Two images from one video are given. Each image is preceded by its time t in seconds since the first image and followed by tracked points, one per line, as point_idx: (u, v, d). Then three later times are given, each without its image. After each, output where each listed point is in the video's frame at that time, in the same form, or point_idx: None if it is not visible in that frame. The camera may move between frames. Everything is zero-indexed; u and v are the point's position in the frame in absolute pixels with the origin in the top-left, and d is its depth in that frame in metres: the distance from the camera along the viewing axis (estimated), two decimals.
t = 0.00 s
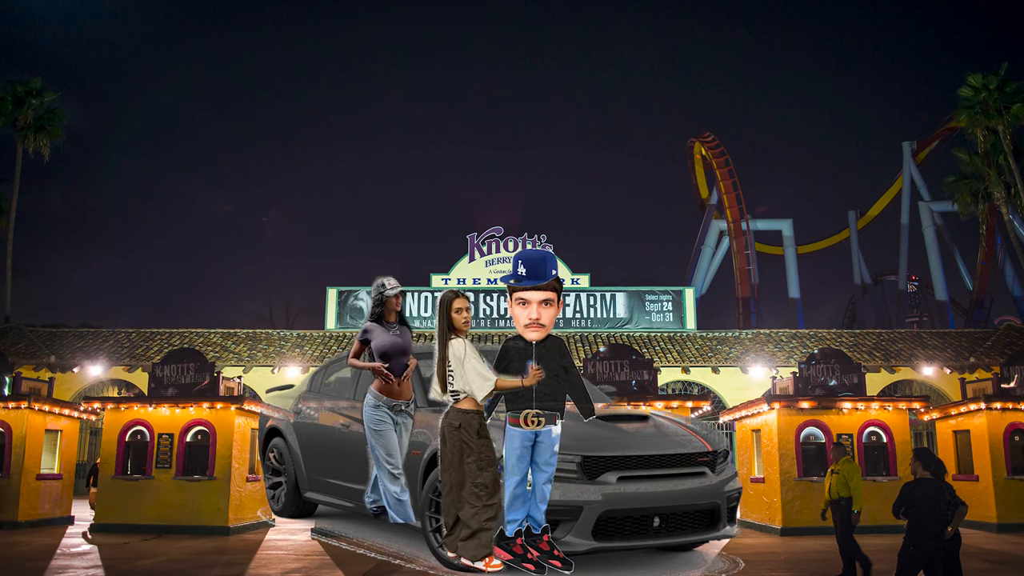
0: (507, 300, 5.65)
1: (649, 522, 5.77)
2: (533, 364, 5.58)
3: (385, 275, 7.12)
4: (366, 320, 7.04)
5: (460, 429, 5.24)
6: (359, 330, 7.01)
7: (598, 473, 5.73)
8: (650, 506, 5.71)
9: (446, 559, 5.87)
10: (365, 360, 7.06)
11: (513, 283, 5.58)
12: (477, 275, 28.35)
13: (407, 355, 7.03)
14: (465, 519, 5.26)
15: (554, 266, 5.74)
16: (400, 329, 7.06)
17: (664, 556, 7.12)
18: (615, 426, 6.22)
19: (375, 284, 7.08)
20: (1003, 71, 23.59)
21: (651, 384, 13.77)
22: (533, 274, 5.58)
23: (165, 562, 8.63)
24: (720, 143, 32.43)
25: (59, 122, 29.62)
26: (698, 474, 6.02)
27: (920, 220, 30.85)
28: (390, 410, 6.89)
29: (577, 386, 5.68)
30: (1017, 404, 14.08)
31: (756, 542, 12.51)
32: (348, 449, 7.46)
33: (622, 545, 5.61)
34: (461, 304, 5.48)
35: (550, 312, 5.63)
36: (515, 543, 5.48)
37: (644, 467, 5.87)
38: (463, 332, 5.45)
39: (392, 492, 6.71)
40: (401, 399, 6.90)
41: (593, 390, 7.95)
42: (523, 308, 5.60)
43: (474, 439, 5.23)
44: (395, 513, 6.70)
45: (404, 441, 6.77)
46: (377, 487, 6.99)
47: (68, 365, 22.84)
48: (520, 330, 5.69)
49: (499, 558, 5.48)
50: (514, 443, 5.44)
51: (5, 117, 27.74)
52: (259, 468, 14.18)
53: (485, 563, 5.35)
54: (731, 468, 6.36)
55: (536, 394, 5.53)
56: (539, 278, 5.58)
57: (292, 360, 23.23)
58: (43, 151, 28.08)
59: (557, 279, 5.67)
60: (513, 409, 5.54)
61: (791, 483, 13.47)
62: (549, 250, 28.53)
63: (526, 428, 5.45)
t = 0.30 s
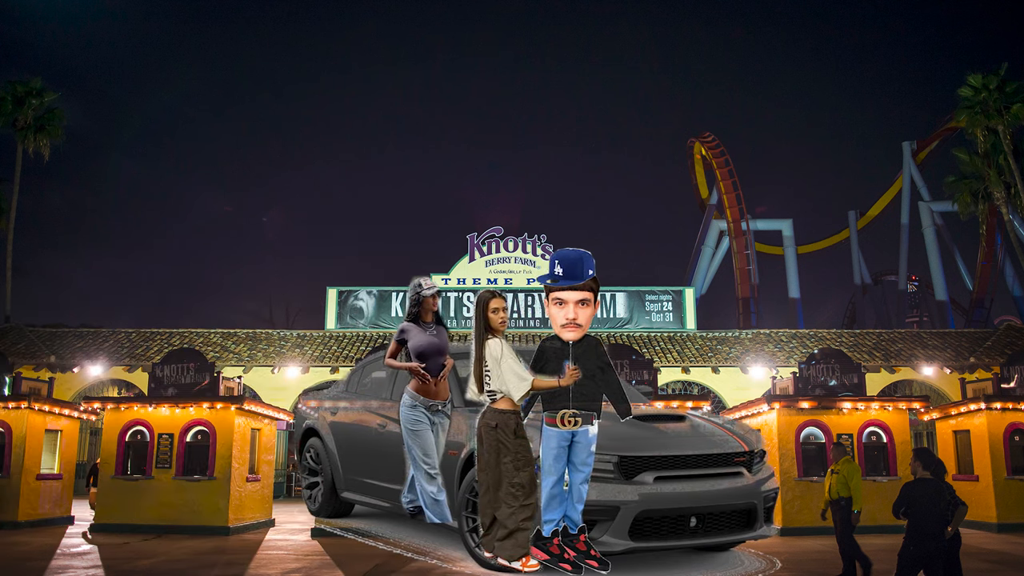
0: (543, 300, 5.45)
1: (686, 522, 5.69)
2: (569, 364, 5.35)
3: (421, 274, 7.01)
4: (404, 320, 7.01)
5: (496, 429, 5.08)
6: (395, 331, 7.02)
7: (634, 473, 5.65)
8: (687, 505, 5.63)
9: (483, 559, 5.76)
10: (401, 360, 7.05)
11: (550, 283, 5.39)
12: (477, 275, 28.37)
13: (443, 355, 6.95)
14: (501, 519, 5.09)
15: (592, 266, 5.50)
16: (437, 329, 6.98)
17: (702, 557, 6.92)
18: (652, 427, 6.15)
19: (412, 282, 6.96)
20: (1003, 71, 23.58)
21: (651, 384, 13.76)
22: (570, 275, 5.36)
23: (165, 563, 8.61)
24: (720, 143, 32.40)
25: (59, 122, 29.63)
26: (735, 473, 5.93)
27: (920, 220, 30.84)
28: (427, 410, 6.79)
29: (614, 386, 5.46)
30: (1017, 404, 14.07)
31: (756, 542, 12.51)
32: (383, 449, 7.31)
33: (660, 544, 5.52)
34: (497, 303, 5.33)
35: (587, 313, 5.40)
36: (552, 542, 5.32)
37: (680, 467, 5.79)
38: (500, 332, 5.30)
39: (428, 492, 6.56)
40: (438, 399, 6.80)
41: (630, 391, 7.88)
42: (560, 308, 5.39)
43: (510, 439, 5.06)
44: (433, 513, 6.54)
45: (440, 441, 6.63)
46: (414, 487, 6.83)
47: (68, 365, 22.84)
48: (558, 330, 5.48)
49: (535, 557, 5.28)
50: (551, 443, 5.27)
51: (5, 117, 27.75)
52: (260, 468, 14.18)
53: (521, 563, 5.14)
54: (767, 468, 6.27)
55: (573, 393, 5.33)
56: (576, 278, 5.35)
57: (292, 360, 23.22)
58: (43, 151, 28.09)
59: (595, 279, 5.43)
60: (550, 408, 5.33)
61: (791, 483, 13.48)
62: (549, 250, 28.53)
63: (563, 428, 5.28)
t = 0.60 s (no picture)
0: (575, 300, 5.35)
1: (718, 522, 5.62)
2: (602, 364, 5.28)
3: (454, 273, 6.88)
4: (437, 320, 6.79)
5: (529, 429, 5.00)
6: (427, 330, 6.76)
7: (667, 473, 5.60)
8: (719, 505, 5.57)
9: (515, 560, 5.66)
10: (434, 360, 6.83)
11: (582, 283, 5.29)
12: (477, 275, 28.40)
13: (475, 355, 6.74)
14: (534, 519, 5.02)
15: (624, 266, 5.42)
16: (469, 329, 6.78)
17: (734, 557, 6.71)
18: (683, 427, 6.10)
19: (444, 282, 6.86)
20: (1003, 71, 23.57)
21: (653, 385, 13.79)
22: (603, 275, 5.29)
23: (166, 563, 8.60)
24: (720, 143, 32.37)
25: (59, 122, 29.62)
26: (768, 474, 5.87)
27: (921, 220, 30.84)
28: (459, 411, 6.61)
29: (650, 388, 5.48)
30: (1017, 404, 14.06)
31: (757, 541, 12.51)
32: (418, 449, 7.07)
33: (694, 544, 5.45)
34: (531, 302, 5.17)
35: (619, 313, 5.30)
36: (585, 542, 5.20)
37: (713, 467, 5.73)
38: (532, 331, 5.16)
39: (461, 492, 6.42)
40: (470, 399, 6.60)
41: (660, 391, 7.79)
42: (592, 308, 5.28)
43: (543, 439, 4.98)
44: (465, 514, 6.42)
45: (473, 441, 6.46)
46: (447, 486, 6.65)
47: (68, 365, 22.83)
48: (588, 330, 5.37)
49: (568, 558, 5.17)
50: (584, 443, 5.22)
51: (5, 117, 27.74)
52: (260, 468, 14.19)
53: (554, 563, 5.06)
54: (800, 468, 6.21)
55: (605, 393, 5.26)
56: (609, 278, 5.27)
57: (292, 360, 23.22)
58: (43, 152, 28.11)
59: (627, 279, 5.34)
60: (582, 408, 5.26)
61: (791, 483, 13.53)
62: (549, 250, 28.53)
63: (595, 428, 5.22)
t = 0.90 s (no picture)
0: (575, 300, 5.35)
1: (719, 522, 5.61)
2: (602, 364, 5.28)
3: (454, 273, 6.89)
4: (436, 320, 6.80)
5: (529, 429, 5.00)
6: (427, 330, 6.76)
7: (667, 473, 5.60)
8: (719, 505, 5.57)
9: (515, 560, 5.66)
10: (434, 360, 6.83)
11: (582, 283, 5.29)
12: (477, 275, 28.40)
13: (475, 355, 6.74)
14: (534, 519, 5.02)
15: (624, 266, 5.42)
16: (469, 329, 6.78)
17: (734, 557, 6.71)
18: (683, 426, 6.10)
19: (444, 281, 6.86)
20: (1004, 71, 23.57)
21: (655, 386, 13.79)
22: (603, 275, 5.29)
23: (166, 563, 8.59)
24: (720, 142, 32.36)
25: (59, 122, 29.61)
26: (768, 474, 5.87)
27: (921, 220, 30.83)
28: (460, 411, 6.62)
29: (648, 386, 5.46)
30: (1017, 405, 14.06)
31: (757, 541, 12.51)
32: (418, 449, 7.08)
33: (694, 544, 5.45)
34: (530, 303, 5.16)
35: (619, 313, 5.30)
36: (585, 542, 5.20)
37: (713, 467, 5.73)
38: (532, 332, 5.16)
39: (461, 492, 6.42)
40: (470, 399, 6.60)
41: (661, 391, 7.79)
42: (592, 308, 5.28)
43: (543, 439, 4.99)
44: (464, 514, 6.42)
45: (473, 441, 6.46)
46: (447, 487, 6.64)
47: (68, 365, 22.82)
48: (588, 330, 5.38)
49: (568, 558, 5.16)
50: (583, 443, 5.22)
51: (5, 117, 27.74)
52: (260, 468, 14.20)
53: (554, 563, 5.06)
54: (801, 469, 6.21)
55: (606, 393, 5.26)
56: (608, 278, 5.27)
57: (292, 360, 23.21)
58: (43, 151, 28.12)
59: (627, 279, 5.34)
60: (582, 408, 5.26)
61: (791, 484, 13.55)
62: (549, 250, 28.53)
63: (595, 428, 5.22)
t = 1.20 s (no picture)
0: (575, 300, 5.35)
1: (718, 522, 5.61)
2: (602, 364, 5.28)
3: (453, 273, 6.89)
4: (436, 320, 6.80)
5: (529, 430, 5.00)
6: (427, 330, 6.76)
7: (667, 473, 5.60)
8: (718, 505, 5.57)
9: (515, 560, 5.67)
10: (434, 360, 6.83)
11: (581, 283, 5.29)
12: (477, 275, 28.40)
13: (475, 355, 6.74)
14: (534, 519, 5.02)
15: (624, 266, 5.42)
16: (469, 329, 6.78)
17: (734, 557, 6.71)
18: (683, 427, 6.10)
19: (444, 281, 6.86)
20: (1003, 71, 23.57)
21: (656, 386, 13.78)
22: (603, 275, 5.29)
23: (166, 563, 8.59)
24: (720, 143, 32.35)
25: (59, 122, 29.63)
26: (768, 474, 5.87)
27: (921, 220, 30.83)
28: (459, 411, 6.61)
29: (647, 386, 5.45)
30: (1017, 405, 14.05)
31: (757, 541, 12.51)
32: (418, 449, 7.08)
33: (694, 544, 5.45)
34: (530, 303, 5.17)
35: (619, 313, 5.30)
36: (585, 542, 5.19)
37: (713, 467, 5.73)
38: (532, 332, 5.16)
39: (461, 492, 6.42)
40: (470, 399, 6.60)
41: (661, 391, 7.80)
42: (592, 308, 5.28)
43: (543, 439, 4.98)
44: (464, 514, 6.42)
45: (473, 441, 6.46)
46: (447, 487, 6.64)
47: (68, 365, 22.82)
48: (588, 330, 5.38)
49: (568, 558, 5.16)
50: (584, 443, 5.22)
51: (5, 117, 27.74)
52: (260, 468, 14.20)
53: (554, 563, 5.06)
54: (801, 469, 6.21)
55: (606, 393, 5.26)
56: (608, 278, 5.27)
57: (292, 360, 23.21)
58: (43, 151, 28.12)
59: (627, 279, 5.34)
60: (582, 408, 5.26)
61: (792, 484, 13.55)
62: (549, 250, 28.53)
63: (596, 428, 5.22)
